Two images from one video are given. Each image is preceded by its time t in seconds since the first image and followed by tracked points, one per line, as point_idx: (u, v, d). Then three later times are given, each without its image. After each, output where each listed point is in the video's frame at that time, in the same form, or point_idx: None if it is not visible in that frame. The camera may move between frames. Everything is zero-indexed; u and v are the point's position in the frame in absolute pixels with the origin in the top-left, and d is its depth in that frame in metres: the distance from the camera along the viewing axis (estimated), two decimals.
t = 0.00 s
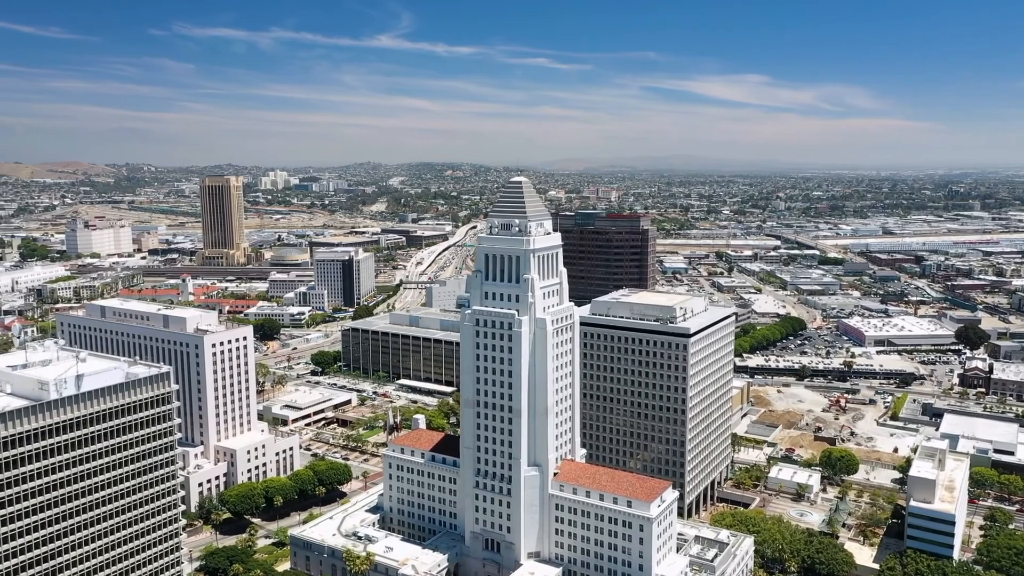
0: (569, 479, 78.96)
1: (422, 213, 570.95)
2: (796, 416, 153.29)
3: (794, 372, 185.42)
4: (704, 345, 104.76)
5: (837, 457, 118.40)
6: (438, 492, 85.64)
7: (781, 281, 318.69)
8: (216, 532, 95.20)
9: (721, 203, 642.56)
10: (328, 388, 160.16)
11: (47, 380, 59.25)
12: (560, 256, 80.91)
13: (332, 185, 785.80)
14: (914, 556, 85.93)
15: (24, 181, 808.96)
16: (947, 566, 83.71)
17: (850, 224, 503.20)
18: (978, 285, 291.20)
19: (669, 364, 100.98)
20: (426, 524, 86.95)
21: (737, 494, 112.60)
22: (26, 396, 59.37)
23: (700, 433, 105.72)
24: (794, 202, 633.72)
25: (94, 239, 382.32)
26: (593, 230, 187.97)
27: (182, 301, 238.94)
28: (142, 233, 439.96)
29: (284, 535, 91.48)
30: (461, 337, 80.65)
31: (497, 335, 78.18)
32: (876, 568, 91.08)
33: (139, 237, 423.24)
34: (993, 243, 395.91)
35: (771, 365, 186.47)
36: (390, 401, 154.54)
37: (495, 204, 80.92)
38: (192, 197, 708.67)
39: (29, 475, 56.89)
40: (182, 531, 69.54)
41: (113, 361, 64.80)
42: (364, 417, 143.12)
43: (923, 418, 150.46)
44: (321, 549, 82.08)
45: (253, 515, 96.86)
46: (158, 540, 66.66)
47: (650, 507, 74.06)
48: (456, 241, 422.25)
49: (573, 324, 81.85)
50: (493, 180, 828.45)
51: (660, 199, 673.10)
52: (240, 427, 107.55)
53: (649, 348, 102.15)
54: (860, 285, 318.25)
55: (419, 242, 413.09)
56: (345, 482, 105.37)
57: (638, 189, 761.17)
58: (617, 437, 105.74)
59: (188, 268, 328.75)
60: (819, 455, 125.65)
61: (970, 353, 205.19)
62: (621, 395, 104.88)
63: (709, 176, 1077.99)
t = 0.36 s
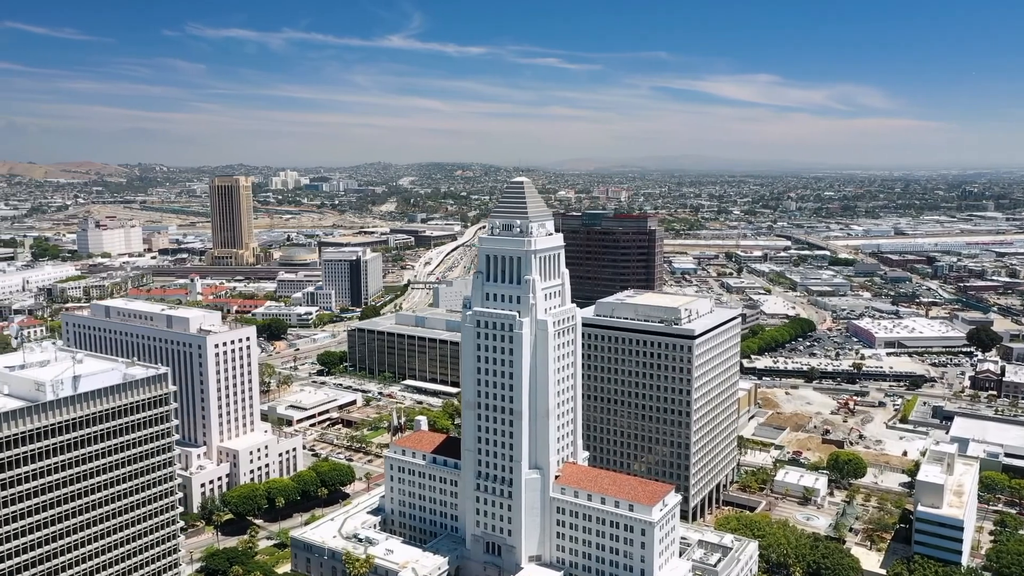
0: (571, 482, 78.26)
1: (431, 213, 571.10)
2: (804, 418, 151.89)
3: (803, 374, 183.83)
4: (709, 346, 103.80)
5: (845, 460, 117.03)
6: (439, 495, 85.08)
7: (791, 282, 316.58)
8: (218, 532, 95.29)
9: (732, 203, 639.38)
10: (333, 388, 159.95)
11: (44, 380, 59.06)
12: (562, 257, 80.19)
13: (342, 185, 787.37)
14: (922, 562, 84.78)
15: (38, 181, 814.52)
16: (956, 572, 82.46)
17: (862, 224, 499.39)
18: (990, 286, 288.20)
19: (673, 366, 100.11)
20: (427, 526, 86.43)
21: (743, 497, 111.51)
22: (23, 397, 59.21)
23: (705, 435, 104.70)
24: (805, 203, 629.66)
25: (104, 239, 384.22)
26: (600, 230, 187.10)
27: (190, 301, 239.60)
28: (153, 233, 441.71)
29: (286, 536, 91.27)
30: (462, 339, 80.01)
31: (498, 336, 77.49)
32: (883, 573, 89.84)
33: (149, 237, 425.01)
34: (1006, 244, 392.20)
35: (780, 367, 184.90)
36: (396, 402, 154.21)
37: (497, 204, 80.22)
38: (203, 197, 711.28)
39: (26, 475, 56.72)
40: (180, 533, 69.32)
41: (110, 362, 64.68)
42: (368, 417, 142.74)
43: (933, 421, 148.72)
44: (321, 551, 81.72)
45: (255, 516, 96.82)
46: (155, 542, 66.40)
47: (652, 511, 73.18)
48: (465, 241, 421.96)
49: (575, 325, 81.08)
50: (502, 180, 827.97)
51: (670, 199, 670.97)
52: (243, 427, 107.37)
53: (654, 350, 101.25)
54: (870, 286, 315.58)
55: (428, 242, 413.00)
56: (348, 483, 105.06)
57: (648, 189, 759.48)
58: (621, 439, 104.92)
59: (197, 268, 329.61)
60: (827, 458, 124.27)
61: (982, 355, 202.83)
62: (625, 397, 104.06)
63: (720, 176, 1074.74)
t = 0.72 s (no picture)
0: (572, 485, 77.54)
1: (440, 213, 571.06)
2: (812, 421, 150.61)
3: (811, 376, 182.29)
4: (714, 348, 102.92)
5: (852, 464, 115.81)
6: (440, 497, 84.61)
7: (800, 282, 314.49)
8: (219, 533, 94.98)
9: (741, 203, 636.26)
10: (338, 389, 159.76)
11: (40, 382, 58.91)
12: (564, 258, 79.61)
13: (352, 185, 788.91)
14: (928, 567, 83.68)
15: (50, 181, 819.23)
16: None
17: (873, 225, 495.61)
18: (1003, 288, 285.19)
19: (677, 368, 99.26)
20: (428, 529, 85.95)
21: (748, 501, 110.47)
22: (20, 398, 59.08)
23: (710, 438, 103.78)
24: (816, 203, 625.75)
25: (114, 238, 386.07)
26: (606, 231, 186.21)
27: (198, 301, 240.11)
28: (163, 233, 443.18)
29: (287, 537, 90.95)
30: (463, 340, 79.47)
31: (499, 338, 76.95)
32: None
33: (159, 236, 426.64)
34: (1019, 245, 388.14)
35: (788, 369, 183.45)
36: (400, 403, 153.87)
37: (498, 205, 79.64)
38: (213, 197, 713.85)
39: (22, 477, 56.53)
40: (178, 535, 68.97)
41: (107, 362, 64.61)
42: (372, 418, 142.46)
43: (942, 424, 147.07)
44: (320, 553, 81.40)
45: (256, 517, 96.61)
46: (152, 545, 66.05)
47: (653, 515, 72.45)
48: (473, 241, 421.44)
49: (576, 327, 80.41)
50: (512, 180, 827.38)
51: (680, 199, 668.83)
52: (246, 428, 107.20)
53: (657, 352, 100.46)
54: (881, 287, 313.08)
55: (436, 243, 412.83)
56: (351, 484, 104.88)
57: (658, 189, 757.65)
58: (625, 441, 104.10)
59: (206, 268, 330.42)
60: (834, 462, 123.03)
61: (994, 357, 200.59)
62: (629, 399, 103.26)
63: (730, 176, 1070.98)
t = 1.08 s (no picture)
0: (573, 489, 76.87)
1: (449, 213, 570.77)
2: (819, 423, 149.21)
3: (819, 378, 180.70)
4: (719, 350, 101.97)
5: (859, 467, 114.57)
6: (441, 499, 84.09)
7: (810, 283, 312.28)
8: (220, 533, 94.70)
9: (752, 203, 632.97)
10: (343, 389, 159.62)
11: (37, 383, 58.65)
12: (566, 259, 78.94)
13: (361, 185, 790.23)
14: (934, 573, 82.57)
15: (62, 181, 824.62)
16: None
17: (885, 225, 491.89)
18: (1016, 289, 282.04)
19: (681, 370, 98.41)
20: (429, 531, 85.42)
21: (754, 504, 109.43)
22: (16, 399, 58.87)
23: (715, 441, 102.86)
24: (827, 203, 621.67)
25: (124, 238, 387.71)
26: (613, 231, 185.26)
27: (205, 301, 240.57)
28: (172, 232, 444.70)
29: (288, 538, 90.61)
30: (464, 342, 78.93)
31: (499, 339, 76.38)
32: None
33: (169, 236, 428.20)
34: None
35: (796, 370, 181.99)
36: (405, 403, 153.49)
37: (499, 205, 79.05)
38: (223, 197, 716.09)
39: (18, 478, 56.38)
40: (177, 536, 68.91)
41: (104, 364, 64.41)
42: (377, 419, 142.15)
43: (952, 427, 145.44)
44: (321, 555, 81.01)
45: (258, 518, 96.35)
46: (150, 547, 65.94)
47: (655, 519, 71.75)
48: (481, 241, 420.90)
49: (578, 329, 79.72)
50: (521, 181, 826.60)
51: (689, 199, 666.49)
52: (248, 429, 107.06)
53: (661, 353, 99.65)
54: (891, 288, 310.63)
55: (444, 243, 412.60)
56: (354, 485, 104.55)
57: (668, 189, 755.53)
58: (628, 443, 103.27)
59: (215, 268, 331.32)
60: (841, 465, 121.79)
61: (1005, 360, 198.32)
62: (632, 401, 102.42)
63: (740, 176, 1067.58)
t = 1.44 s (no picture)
0: (574, 492, 76.18)
1: (457, 213, 570.89)
2: (827, 426, 147.87)
3: (827, 380, 179.23)
4: (724, 352, 101.00)
5: (866, 471, 113.22)
6: (442, 502, 83.53)
7: (820, 284, 310.17)
8: (221, 534, 94.43)
9: (762, 204, 630.03)
10: (348, 390, 159.54)
11: (33, 384, 58.52)
12: (567, 260, 78.30)
13: (371, 185, 791.80)
14: None
15: (75, 181, 829.87)
16: None
17: (896, 225, 488.39)
18: None
19: (685, 372, 97.55)
20: (430, 534, 84.89)
21: (759, 508, 108.37)
22: (13, 400, 58.82)
23: (719, 444, 101.87)
24: (837, 203, 617.56)
25: (134, 238, 389.62)
26: (619, 232, 184.34)
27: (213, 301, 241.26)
28: (182, 232, 446.58)
29: (289, 540, 90.22)
30: (465, 343, 78.37)
31: (500, 341, 75.77)
32: None
33: (178, 236, 430.06)
34: None
35: (803, 372, 180.54)
36: (410, 404, 153.18)
37: (500, 206, 78.46)
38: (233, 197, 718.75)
39: (16, 479, 56.47)
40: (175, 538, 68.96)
41: (102, 365, 64.23)
42: (381, 420, 141.84)
43: (962, 430, 143.70)
44: (321, 557, 80.58)
45: (260, 519, 96.11)
46: (146, 549, 65.73)
47: (656, 523, 70.95)
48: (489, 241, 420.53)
49: (579, 331, 79.01)
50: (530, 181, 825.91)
51: (699, 200, 664.22)
52: (251, 429, 106.91)
53: (665, 356, 98.82)
54: (902, 289, 308.17)
55: (453, 243, 412.49)
56: (356, 487, 104.17)
57: (677, 189, 753.87)
58: (631, 446, 102.47)
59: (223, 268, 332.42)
60: (848, 469, 120.44)
61: (1017, 362, 196.07)
62: (636, 403, 101.61)
63: (751, 176, 1064.17)
